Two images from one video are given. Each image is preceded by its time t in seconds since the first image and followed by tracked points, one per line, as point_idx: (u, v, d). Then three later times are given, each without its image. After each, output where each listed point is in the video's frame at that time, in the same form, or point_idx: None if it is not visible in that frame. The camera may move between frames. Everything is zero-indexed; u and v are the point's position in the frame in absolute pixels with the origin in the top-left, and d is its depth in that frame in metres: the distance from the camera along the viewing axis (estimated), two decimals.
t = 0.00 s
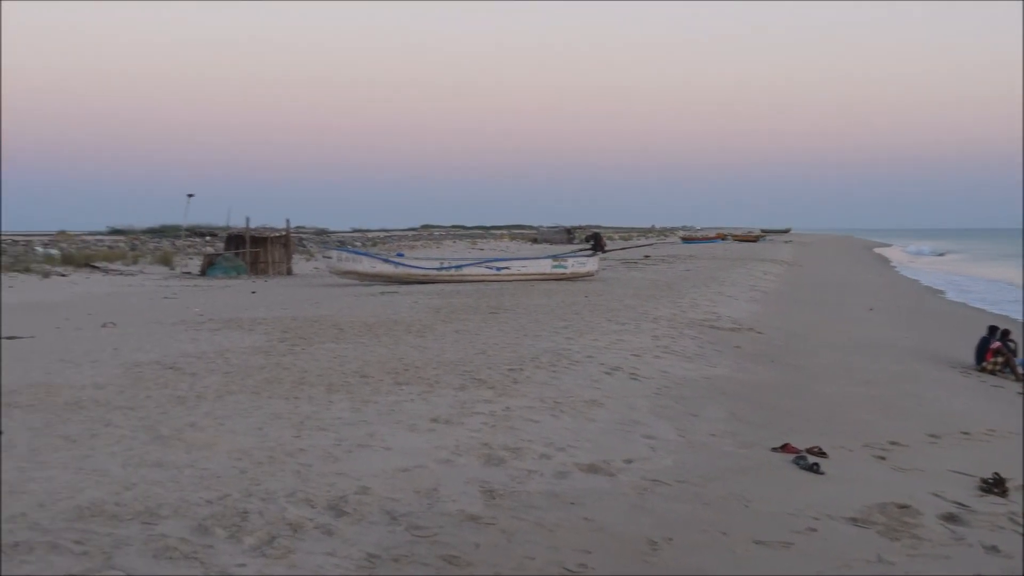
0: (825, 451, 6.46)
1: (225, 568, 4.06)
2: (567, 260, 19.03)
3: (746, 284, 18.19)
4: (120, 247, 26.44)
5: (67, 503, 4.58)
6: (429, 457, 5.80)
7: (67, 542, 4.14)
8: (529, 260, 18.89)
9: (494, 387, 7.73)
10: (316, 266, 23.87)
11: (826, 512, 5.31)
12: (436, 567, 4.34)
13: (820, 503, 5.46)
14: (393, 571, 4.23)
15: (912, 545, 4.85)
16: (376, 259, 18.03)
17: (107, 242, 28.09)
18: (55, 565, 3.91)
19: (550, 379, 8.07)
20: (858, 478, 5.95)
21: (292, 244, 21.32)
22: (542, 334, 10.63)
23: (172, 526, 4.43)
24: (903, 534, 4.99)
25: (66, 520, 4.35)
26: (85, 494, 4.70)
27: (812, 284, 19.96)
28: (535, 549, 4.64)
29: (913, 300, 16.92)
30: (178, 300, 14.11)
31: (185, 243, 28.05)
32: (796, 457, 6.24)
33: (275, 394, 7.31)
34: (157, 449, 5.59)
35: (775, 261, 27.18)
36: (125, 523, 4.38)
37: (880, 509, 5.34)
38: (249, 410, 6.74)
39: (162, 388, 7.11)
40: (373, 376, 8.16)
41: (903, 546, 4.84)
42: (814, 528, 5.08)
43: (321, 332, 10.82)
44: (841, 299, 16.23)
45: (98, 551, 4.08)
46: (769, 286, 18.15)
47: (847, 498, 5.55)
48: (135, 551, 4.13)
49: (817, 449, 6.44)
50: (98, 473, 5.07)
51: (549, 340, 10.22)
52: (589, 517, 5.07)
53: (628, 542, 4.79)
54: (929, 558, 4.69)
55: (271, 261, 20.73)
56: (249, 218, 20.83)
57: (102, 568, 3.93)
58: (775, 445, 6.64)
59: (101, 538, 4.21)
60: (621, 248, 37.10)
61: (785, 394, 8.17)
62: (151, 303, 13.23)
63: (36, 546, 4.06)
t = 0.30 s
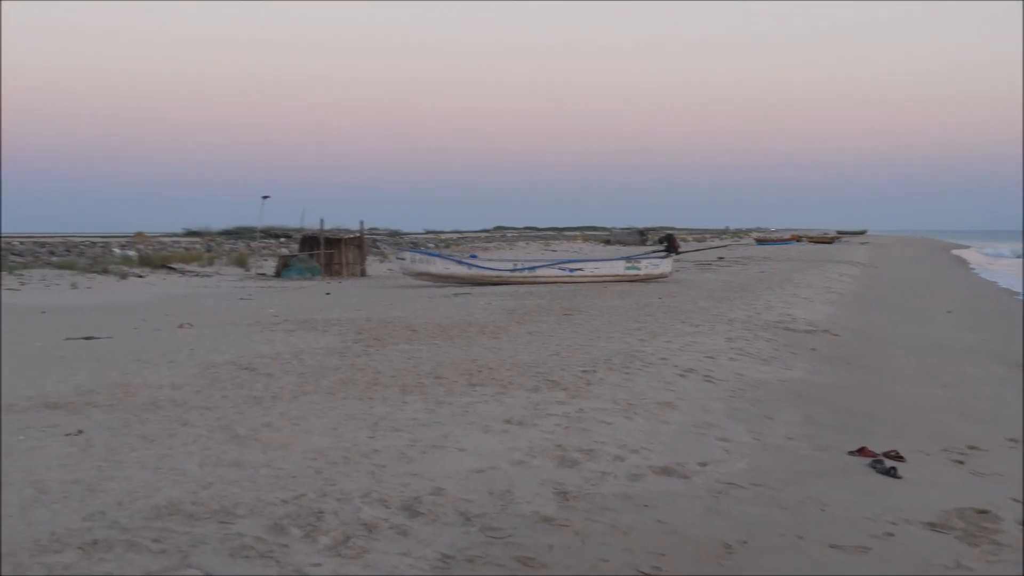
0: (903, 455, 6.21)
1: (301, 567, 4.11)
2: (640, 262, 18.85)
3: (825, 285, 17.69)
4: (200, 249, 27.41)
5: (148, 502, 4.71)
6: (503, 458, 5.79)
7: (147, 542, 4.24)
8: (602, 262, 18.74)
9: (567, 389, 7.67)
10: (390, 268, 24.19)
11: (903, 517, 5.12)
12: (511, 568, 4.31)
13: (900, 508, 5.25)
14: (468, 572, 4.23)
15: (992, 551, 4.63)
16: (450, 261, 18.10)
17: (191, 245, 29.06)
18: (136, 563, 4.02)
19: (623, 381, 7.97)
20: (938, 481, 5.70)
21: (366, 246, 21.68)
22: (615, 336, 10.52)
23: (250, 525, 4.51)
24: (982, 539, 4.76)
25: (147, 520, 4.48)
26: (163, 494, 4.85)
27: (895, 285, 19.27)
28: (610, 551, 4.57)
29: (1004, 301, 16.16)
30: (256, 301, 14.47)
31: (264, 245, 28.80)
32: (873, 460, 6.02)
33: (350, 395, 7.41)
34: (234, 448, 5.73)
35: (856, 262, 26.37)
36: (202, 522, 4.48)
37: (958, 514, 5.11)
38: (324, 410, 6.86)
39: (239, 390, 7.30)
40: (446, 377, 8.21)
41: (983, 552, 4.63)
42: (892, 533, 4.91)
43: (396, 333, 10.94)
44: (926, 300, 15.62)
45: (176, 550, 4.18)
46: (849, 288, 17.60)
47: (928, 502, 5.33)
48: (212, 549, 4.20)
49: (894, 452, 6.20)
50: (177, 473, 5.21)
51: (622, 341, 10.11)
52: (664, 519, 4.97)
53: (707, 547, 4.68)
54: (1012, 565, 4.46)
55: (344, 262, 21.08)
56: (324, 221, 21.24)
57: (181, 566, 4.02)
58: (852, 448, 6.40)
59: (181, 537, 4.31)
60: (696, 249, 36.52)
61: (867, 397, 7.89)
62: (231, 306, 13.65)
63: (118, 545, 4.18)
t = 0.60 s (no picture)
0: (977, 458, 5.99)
1: (371, 566, 4.15)
2: (710, 263, 18.48)
3: (901, 286, 17.12)
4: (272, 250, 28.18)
5: (221, 500, 4.82)
6: (571, 459, 5.75)
7: (220, 539, 4.34)
8: (671, 262, 18.49)
9: (636, 390, 7.58)
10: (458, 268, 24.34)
11: (977, 521, 4.95)
12: (579, 569, 4.28)
13: (976, 512, 5.07)
14: (537, 572, 4.21)
15: None
16: (519, 261, 18.12)
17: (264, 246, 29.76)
18: (209, 560, 4.11)
19: (693, 382, 7.83)
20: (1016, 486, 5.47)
21: (434, 246, 21.87)
22: (685, 337, 10.36)
23: (320, 523, 4.57)
24: None
25: (219, 518, 4.58)
26: (236, 492, 4.96)
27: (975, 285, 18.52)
28: (679, 554, 4.50)
29: None
30: (326, 302, 14.72)
31: (334, 246, 29.31)
32: (945, 463, 5.81)
33: (419, 395, 7.47)
34: (305, 448, 5.83)
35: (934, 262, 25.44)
36: (274, 520, 4.56)
37: None
38: (393, 410, 6.92)
39: (310, 390, 7.42)
40: (515, 378, 8.20)
41: None
42: (966, 536, 4.76)
43: (464, 334, 10.99)
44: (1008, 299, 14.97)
45: (248, 547, 4.26)
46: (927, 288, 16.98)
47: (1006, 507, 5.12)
48: (284, 547, 4.27)
49: (967, 456, 5.98)
50: (249, 472, 5.32)
51: (691, 342, 9.95)
52: (736, 522, 4.86)
53: (781, 551, 4.56)
54: None
55: (413, 263, 21.30)
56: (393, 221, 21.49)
57: (252, 563, 4.10)
58: (926, 451, 6.16)
59: (252, 535, 4.39)
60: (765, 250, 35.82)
61: (947, 399, 7.58)
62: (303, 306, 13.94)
63: (192, 542, 4.28)
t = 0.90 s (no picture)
0: None
1: (414, 566, 4.16)
2: (753, 263, 18.26)
3: (949, 287, 16.73)
4: (315, 250, 28.64)
5: (265, 500, 4.87)
6: (614, 460, 5.70)
7: (263, 538, 4.38)
8: (714, 262, 18.25)
9: (679, 391, 7.50)
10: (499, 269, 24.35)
11: None
12: (622, 571, 4.24)
13: None
14: (580, 573, 4.18)
15: None
16: (561, 261, 18.04)
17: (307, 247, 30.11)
18: (253, 558, 4.15)
19: (736, 383, 7.73)
20: None
21: (476, 246, 21.93)
22: (728, 337, 10.23)
23: (363, 524, 4.60)
24: None
25: (263, 517, 4.63)
26: (280, 491, 5.02)
27: None
28: (723, 555, 4.44)
29: None
30: (368, 302, 14.84)
31: (375, 246, 29.56)
32: (992, 465, 5.67)
33: (460, 395, 7.48)
34: (348, 448, 5.89)
35: (982, 262, 24.87)
36: (317, 520, 4.60)
37: None
38: (435, 411, 6.94)
39: (353, 390, 7.49)
40: (557, 378, 8.17)
41: None
42: (1013, 539, 4.65)
43: (507, 334, 10.98)
44: None
45: (290, 546, 4.29)
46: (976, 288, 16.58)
47: None
48: (327, 547, 4.30)
49: (1013, 457, 5.84)
50: (293, 472, 5.37)
51: (735, 343, 9.82)
52: (780, 523, 4.78)
53: (828, 554, 4.47)
54: None
55: (456, 263, 21.37)
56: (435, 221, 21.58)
57: (295, 562, 4.13)
58: (970, 453, 5.98)
59: (295, 534, 4.43)
60: (808, 250, 35.33)
61: (998, 401, 7.39)
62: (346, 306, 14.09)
63: (236, 541, 4.33)
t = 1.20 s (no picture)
0: None
1: (462, 567, 4.17)
2: (803, 263, 18.13)
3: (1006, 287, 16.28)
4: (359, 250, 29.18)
5: (314, 500, 4.93)
6: (662, 461, 5.65)
7: (312, 538, 4.42)
8: (763, 262, 18.09)
9: (727, 392, 7.41)
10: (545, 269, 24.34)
11: None
12: (670, 573, 4.19)
13: None
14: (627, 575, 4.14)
15: None
16: (608, 262, 17.94)
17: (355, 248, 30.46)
18: (302, 558, 4.20)
19: (786, 383, 7.60)
20: None
21: (523, 247, 21.96)
22: (777, 338, 10.08)
23: (411, 524, 4.62)
24: None
25: (312, 517, 4.68)
26: (329, 491, 5.08)
27: None
28: (773, 557, 4.36)
29: None
30: (415, 303, 14.96)
31: (421, 247, 29.80)
32: None
33: (508, 396, 7.49)
34: (395, 448, 5.93)
35: None
36: (366, 521, 4.64)
37: None
38: (482, 411, 6.96)
39: (400, 391, 7.55)
40: (604, 379, 8.13)
41: None
42: None
43: (553, 334, 10.97)
44: None
45: (339, 546, 4.32)
46: None
47: None
48: (375, 547, 4.33)
49: None
50: (342, 472, 5.43)
51: (784, 343, 9.67)
52: (832, 525, 4.68)
53: (884, 558, 4.36)
54: None
55: (503, 264, 21.41)
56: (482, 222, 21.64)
57: (344, 562, 4.16)
58: None
59: (344, 535, 4.46)
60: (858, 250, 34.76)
61: None
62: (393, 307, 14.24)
63: (284, 540, 4.37)
